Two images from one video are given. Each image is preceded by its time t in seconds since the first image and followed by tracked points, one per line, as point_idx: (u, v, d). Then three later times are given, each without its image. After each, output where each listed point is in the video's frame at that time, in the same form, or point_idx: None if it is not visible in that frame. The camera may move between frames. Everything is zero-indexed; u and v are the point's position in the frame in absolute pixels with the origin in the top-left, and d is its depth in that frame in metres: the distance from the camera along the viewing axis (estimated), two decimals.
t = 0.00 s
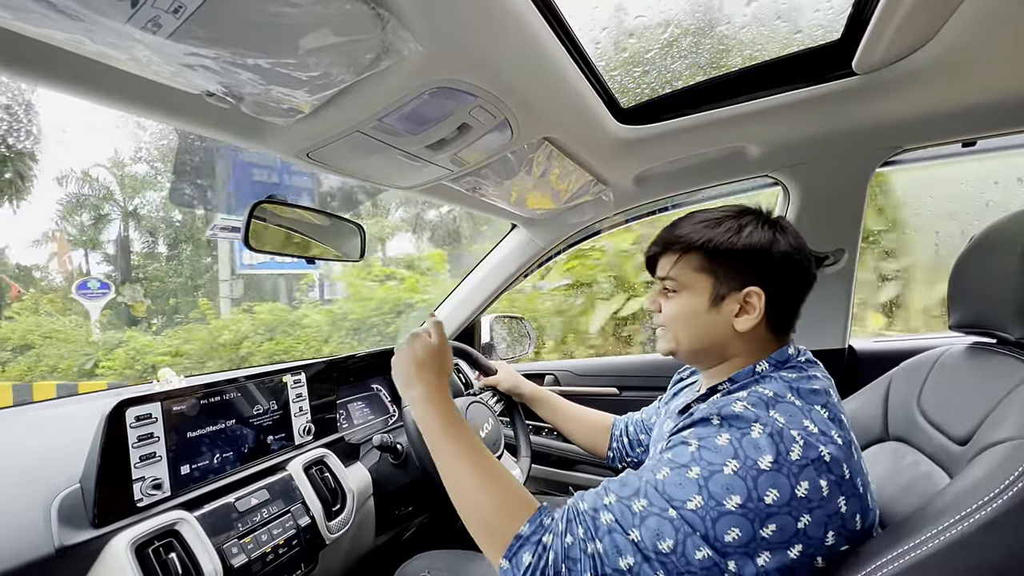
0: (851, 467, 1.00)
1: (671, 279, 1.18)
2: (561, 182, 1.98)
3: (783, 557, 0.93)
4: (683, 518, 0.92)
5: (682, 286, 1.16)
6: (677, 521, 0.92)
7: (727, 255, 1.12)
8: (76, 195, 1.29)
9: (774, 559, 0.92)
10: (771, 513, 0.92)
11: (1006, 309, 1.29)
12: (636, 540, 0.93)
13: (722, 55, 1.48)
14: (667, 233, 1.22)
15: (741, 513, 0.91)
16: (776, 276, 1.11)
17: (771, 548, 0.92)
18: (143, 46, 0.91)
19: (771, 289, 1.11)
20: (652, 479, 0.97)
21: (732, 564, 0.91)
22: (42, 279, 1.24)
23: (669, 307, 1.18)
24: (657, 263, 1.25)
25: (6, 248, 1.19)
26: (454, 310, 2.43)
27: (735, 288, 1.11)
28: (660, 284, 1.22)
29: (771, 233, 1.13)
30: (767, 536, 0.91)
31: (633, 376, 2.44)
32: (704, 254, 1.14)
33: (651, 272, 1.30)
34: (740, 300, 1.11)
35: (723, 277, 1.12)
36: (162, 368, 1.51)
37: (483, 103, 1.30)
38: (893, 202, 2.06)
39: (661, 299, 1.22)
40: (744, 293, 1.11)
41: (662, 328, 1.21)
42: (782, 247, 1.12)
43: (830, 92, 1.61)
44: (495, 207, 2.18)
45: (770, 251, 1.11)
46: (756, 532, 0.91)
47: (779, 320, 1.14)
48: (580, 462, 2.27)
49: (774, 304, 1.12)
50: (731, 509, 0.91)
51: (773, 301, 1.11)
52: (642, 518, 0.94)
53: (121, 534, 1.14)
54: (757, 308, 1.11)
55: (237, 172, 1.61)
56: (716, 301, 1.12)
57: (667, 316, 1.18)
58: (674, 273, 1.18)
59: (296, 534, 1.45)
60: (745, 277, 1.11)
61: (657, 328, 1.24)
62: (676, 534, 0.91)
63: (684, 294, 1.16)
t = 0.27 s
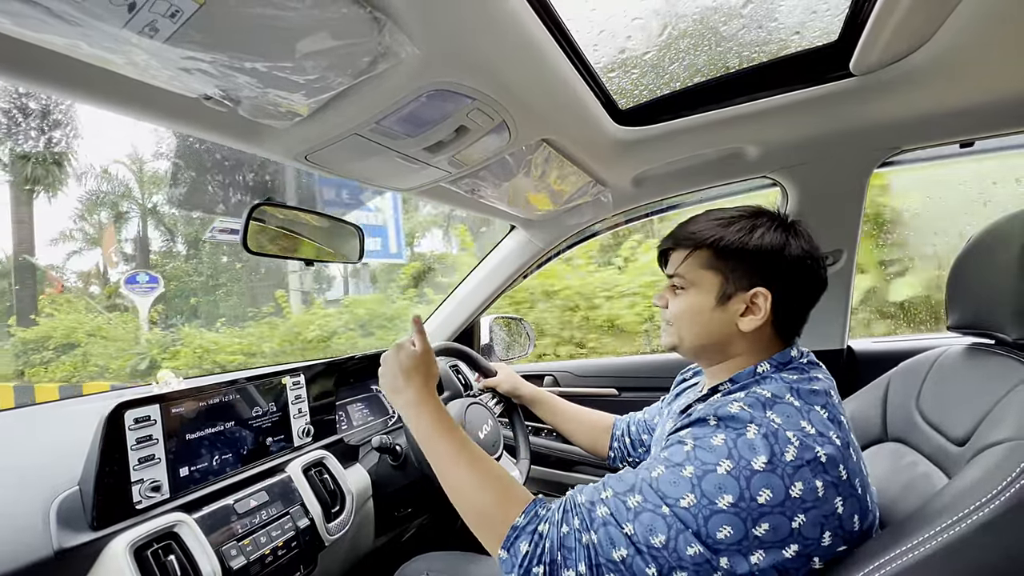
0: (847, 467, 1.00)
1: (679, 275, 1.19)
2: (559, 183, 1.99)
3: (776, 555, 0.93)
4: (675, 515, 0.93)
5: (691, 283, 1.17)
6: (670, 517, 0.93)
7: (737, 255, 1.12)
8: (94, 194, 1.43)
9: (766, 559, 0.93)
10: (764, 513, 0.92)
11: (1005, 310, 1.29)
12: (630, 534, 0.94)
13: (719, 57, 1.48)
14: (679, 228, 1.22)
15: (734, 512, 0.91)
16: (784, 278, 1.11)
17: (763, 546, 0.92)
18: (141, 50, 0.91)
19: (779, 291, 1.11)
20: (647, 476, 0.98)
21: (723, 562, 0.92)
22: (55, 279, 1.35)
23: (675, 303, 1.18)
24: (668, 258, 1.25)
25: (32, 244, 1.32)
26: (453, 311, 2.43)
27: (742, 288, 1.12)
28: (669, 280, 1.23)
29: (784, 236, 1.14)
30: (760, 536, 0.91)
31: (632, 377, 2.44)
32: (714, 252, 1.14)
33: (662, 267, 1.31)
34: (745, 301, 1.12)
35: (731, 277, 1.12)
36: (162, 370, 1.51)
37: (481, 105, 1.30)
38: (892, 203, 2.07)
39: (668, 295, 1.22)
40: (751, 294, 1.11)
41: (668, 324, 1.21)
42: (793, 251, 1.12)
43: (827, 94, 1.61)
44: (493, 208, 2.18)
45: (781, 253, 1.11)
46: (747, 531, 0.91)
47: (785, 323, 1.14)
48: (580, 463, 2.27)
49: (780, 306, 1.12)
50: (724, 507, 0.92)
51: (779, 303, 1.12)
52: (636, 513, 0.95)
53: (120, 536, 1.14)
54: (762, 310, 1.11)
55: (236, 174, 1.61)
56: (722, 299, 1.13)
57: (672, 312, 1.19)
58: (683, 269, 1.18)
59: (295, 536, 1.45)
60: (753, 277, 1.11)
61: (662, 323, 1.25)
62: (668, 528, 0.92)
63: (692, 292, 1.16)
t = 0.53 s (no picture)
0: (855, 470, 1.00)
1: (705, 270, 1.16)
2: (559, 184, 1.98)
3: (790, 561, 0.92)
4: (685, 525, 0.92)
5: (719, 278, 1.14)
6: (682, 528, 0.92)
7: (766, 251, 1.11)
8: (116, 188, 1.37)
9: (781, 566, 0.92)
10: (774, 517, 0.92)
11: (1004, 309, 1.28)
12: (641, 548, 0.94)
13: (719, 57, 1.48)
14: (699, 222, 1.19)
15: (746, 517, 0.91)
16: (806, 275, 1.13)
17: (777, 554, 0.91)
18: (138, 52, 0.91)
19: (803, 288, 1.12)
20: (656, 487, 0.98)
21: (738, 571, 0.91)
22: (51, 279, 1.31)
23: (701, 299, 1.15)
24: (684, 252, 1.22)
25: (70, 234, 1.29)
26: (453, 312, 2.42)
27: (772, 285, 1.11)
28: (689, 275, 1.19)
29: (808, 235, 1.15)
30: (772, 542, 0.91)
31: (631, 377, 2.44)
32: (742, 248, 1.13)
33: (673, 260, 1.28)
34: (776, 298, 1.11)
35: (762, 273, 1.11)
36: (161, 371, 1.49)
37: (481, 106, 1.30)
38: (891, 203, 2.07)
39: (688, 290, 1.19)
40: (780, 291, 1.11)
41: (688, 319, 1.18)
42: (815, 250, 1.14)
43: (826, 94, 1.61)
44: (492, 209, 2.18)
45: (805, 251, 1.13)
46: (759, 538, 0.91)
47: (805, 321, 1.16)
48: (580, 464, 2.26)
49: (803, 303, 1.13)
50: (735, 513, 0.91)
51: (803, 300, 1.13)
52: (645, 526, 0.95)
53: (118, 539, 1.13)
54: (790, 306, 1.12)
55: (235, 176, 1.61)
56: (752, 296, 1.12)
57: (697, 308, 1.16)
58: (708, 264, 1.16)
59: (294, 538, 1.45)
60: (781, 274, 1.11)
61: (677, 320, 1.21)
62: (680, 540, 0.92)
63: (721, 288, 1.14)
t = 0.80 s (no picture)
0: (854, 467, 1.00)
1: (693, 275, 1.16)
2: (560, 183, 1.99)
3: (796, 564, 0.92)
4: (688, 538, 0.94)
5: (708, 282, 1.14)
6: (682, 542, 0.94)
7: (752, 250, 1.11)
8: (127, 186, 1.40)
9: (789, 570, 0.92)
10: (774, 521, 0.92)
11: (1006, 309, 1.28)
12: (649, 563, 0.95)
13: (721, 57, 1.48)
14: (686, 229, 1.20)
15: (744, 525, 0.92)
16: (795, 271, 1.12)
17: (782, 559, 0.91)
18: (142, 50, 0.91)
19: (793, 285, 1.11)
20: (659, 502, 1.00)
21: None
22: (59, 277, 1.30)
23: (693, 305, 1.16)
24: (673, 259, 1.23)
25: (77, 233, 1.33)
26: (454, 311, 2.43)
27: (761, 284, 1.11)
28: (680, 281, 1.20)
29: (795, 232, 1.15)
30: (775, 547, 0.91)
31: (632, 377, 2.44)
32: (728, 249, 1.13)
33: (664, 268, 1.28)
34: (765, 297, 1.11)
35: (749, 274, 1.11)
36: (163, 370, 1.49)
37: (482, 104, 1.30)
38: (893, 203, 2.07)
39: (680, 296, 1.19)
40: (769, 290, 1.11)
41: (682, 326, 1.18)
42: (803, 246, 1.13)
43: (828, 93, 1.61)
44: (494, 208, 2.19)
45: (792, 247, 1.12)
46: (762, 544, 0.91)
47: (800, 318, 1.15)
48: (581, 464, 2.26)
49: (795, 299, 1.12)
50: (733, 521, 0.92)
51: (794, 296, 1.12)
52: (652, 543, 0.96)
53: (120, 537, 1.13)
54: (780, 304, 1.12)
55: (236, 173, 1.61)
56: (742, 297, 1.12)
57: (690, 314, 1.16)
58: (696, 269, 1.16)
59: (296, 536, 1.45)
60: (770, 272, 1.11)
61: (673, 327, 1.22)
62: (682, 554, 0.93)
63: (710, 292, 1.14)
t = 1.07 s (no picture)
0: (853, 465, 1.00)
1: (716, 284, 1.09)
2: (559, 184, 1.99)
3: (796, 562, 0.92)
4: (688, 535, 0.93)
5: (732, 290, 1.09)
6: (683, 539, 0.94)
7: (768, 252, 1.10)
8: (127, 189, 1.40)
9: (789, 569, 0.92)
10: (774, 519, 0.91)
11: (1006, 310, 1.28)
12: (649, 561, 0.96)
13: (720, 58, 1.48)
14: (684, 236, 1.13)
15: (744, 522, 0.91)
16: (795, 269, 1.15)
17: (782, 556, 0.91)
18: (141, 52, 0.91)
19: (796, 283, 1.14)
20: (660, 499, 1.00)
21: None
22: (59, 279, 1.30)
23: (718, 314, 1.09)
24: (680, 266, 1.14)
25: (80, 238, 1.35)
26: (453, 312, 2.43)
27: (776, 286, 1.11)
28: (698, 292, 1.12)
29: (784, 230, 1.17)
30: (775, 544, 0.90)
31: (632, 378, 2.44)
32: (748, 253, 1.09)
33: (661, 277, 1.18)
34: (780, 297, 1.11)
35: (767, 277, 1.10)
36: (163, 371, 1.49)
37: (482, 106, 1.30)
38: (892, 203, 2.07)
39: (699, 307, 1.11)
40: (782, 288, 1.11)
41: (707, 340, 1.11)
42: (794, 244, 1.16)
43: (827, 94, 1.61)
44: (493, 209, 2.19)
45: (791, 246, 1.14)
46: (762, 541, 0.90)
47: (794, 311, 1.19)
48: (581, 465, 2.26)
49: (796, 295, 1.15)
50: (733, 518, 0.92)
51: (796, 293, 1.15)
52: (651, 540, 0.96)
53: (119, 539, 1.13)
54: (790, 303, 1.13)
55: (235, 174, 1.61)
56: (762, 301, 1.10)
57: (718, 326, 1.09)
58: (718, 277, 1.09)
59: (295, 538, 1.44)
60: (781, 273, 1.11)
61: (693, 342, 1.13)
62: (682, 551, 0.93)
63: (735, 299, 1.09)
